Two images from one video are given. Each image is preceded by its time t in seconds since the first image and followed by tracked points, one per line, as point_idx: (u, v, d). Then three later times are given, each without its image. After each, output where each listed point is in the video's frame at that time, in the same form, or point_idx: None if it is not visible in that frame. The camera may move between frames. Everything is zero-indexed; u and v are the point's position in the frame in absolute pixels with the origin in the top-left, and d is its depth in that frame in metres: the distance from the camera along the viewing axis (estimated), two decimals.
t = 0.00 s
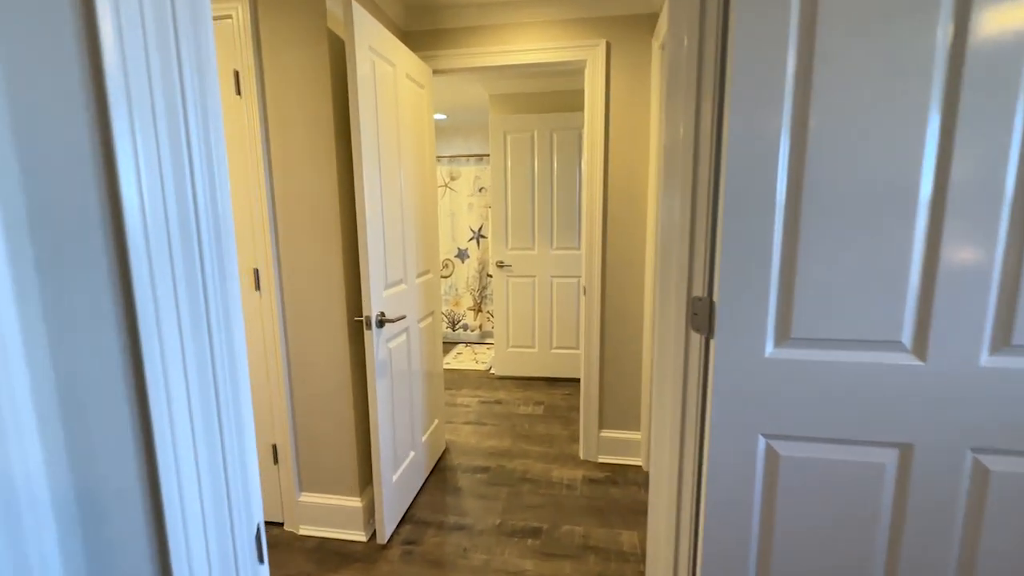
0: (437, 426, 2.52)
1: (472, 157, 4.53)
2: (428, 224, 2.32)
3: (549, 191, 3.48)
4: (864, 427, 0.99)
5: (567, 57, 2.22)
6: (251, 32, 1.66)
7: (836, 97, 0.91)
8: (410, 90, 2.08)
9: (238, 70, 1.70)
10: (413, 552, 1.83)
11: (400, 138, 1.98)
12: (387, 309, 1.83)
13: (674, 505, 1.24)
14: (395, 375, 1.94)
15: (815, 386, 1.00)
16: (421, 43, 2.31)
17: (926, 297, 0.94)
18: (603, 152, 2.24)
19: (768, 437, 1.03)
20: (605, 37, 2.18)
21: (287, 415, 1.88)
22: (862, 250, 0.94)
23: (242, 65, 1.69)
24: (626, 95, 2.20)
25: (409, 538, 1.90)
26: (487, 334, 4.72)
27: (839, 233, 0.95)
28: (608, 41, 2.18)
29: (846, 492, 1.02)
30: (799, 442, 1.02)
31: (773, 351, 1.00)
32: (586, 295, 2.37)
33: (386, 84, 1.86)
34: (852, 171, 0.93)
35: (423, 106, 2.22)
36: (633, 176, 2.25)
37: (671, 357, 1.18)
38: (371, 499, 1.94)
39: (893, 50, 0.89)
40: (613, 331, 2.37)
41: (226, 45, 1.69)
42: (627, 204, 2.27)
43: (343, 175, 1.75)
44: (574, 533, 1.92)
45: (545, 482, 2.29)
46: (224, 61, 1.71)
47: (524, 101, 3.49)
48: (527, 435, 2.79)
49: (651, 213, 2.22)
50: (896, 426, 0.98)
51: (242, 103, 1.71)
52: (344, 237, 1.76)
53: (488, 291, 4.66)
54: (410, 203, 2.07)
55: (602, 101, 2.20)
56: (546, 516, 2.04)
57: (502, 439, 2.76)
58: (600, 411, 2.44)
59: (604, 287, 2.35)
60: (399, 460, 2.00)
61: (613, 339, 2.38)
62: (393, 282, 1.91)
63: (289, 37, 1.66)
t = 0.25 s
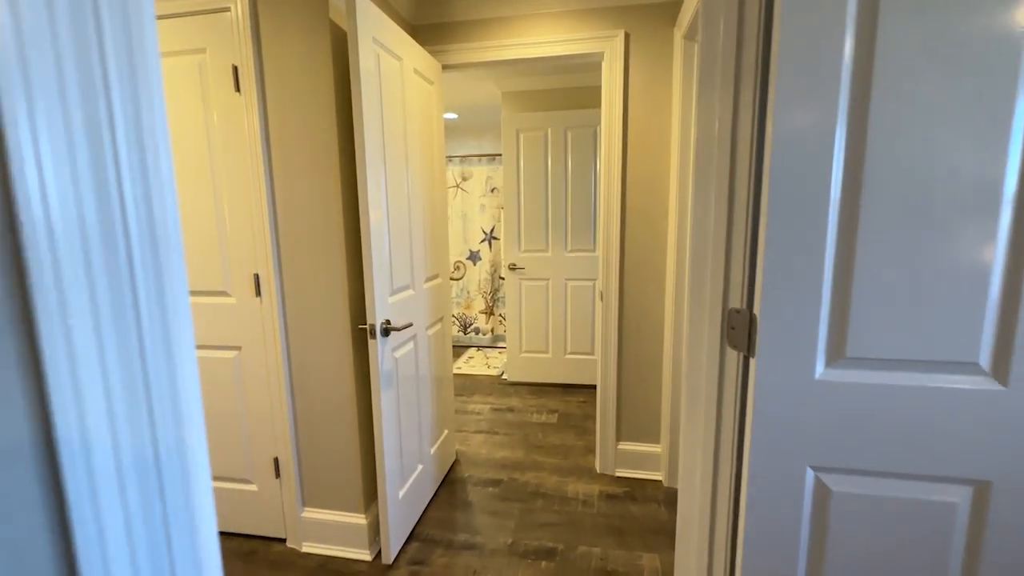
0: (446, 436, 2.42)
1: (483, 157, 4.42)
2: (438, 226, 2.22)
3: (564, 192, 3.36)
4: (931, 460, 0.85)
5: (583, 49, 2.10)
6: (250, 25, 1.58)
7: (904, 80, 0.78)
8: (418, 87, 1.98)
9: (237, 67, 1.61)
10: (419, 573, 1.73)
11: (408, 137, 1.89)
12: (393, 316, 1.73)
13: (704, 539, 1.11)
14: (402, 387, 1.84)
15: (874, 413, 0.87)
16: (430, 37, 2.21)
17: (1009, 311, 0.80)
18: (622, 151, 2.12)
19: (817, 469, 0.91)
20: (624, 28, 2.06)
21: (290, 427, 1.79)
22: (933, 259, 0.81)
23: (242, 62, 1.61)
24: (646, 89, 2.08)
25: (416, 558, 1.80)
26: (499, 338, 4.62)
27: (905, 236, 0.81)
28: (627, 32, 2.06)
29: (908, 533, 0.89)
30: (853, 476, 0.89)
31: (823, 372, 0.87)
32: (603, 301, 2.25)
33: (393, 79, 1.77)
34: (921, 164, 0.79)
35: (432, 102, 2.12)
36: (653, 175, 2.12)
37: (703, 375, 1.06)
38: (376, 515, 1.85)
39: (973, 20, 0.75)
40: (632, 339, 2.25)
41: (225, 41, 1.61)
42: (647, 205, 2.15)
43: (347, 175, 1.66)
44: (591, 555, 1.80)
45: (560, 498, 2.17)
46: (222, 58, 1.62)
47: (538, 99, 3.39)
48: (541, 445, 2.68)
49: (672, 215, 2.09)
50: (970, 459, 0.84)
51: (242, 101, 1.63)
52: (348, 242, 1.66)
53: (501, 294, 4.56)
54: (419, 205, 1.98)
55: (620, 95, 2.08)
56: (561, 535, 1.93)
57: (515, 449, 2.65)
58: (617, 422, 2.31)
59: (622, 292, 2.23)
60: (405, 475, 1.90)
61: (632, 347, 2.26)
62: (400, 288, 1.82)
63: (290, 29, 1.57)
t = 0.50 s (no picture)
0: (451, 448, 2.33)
1: (491, 158, 4.32)
2: (442, 229, 2.13)
3: (573, 194, 3.26)
4: (1001, 500, 0.74)
5: (593, 43, 2.01)
6: (242, 18, 1.50)
7: (975, 57, 0.66)
8: (420, 84, 1.89)
9: (230, 63, 1.54)
10: None
11: (410, 136, 1.80)
12: (392, 324, 1.64)
13: None
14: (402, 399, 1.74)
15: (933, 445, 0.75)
16: (434, 32, 2.13)
17: None
18: (634, 151, 2.02)
19: (865, 508, 0.79)
20: (636, 20, 1.96)
21: (285, 441, 1.70)
22: (1014, 266, 0.68)
23: (234, 58, 1.53)
24: (660, 84, 1.98)
25: None
26: (507, 343, 4.52)
27: (974, 242, 0.69)
28: (639, 24, 1.96)
29: None
30: (909, 517, 0.77)
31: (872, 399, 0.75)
32: (614, 307, 2.15)
33: (394, 76, 1.69)
34: (994, 156, 0.67)
35: (435, 101, 2.04)
36: (667, 175, 2.02)
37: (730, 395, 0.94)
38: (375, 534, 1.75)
39: None
40: (645, 348, 2.15)
41: (216, 36, 1.53)
42: (662, 207, 2.04)
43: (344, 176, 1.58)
44: None
45: (569, 515, 2.06)
46: (214, 54, 1.55)
47: (546, 99, 3.29)
48: (549, 457, 2.57)
49: (688, 217, 1.98)
50: None
51: (234, 99, 1.55)
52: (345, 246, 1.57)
53: (508, 299, 4.47)
54: (421, 207, 1.89)
55: (632, 91, 1.98)
56: (570, 556, 1.82)
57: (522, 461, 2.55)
58: (630, 435, 2.20)
59: (634, 298, 2.12)
60: (406, 491, 1.80)
61: (645, 356, 2.15)
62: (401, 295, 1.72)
63: (283, 22, 1.49)
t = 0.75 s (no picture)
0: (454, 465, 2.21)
1: (498, 161, 4.21)
2: (444, 235, 2.02)
3: (583, 198, 3.14)
4: None
5: (605, 38, 1.90)
6: (231, 12, 1.41)
7: None
8: (421, 82, 1.79)
9: (217, 59, 1.44)
10: None
11: (409, 136, 1.70)
12: (389, 337, 1.53)
13: None
14: (400, 417, 1.63)
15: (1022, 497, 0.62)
16: (436, 29, 2.03)
17: None
18: (648, 151, 1.90)
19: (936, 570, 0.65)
20: (651, 12, 1.85)
21: (275, 461, 1.60)
22: None
23: (221, 53, 1.44)
24: (676, 81, 1.86)
25: None
26: (514, 351, 4.41)
27: None
28: (654, 17, 1.85)
29: None
30: None
31: (948, 442, 0.62)
32: (627, 317, 2.02)
33: (392, 72, 1.59)
34: None
35: (437, 100, 1.94)
36: (684, 176, 1.90)
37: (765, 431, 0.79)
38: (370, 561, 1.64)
39: None
40: (660, 360, 2.02)
41: (203, 31, 1.45)
42: (678, 211, 1.92)
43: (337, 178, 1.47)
44: None
45: (579, 539, 1.93)
46: (201, 50, 1.46)
47: (555, 100, 3.19)
48: (558, 474, 2.44)
49: (707, 222, 1.85)
50: None
51: (222, 97, 1.46)
52: (339, 253, 1.47)
53: (516, 305, 4.35)
54: (421, 212, 1.79)
55: (646, 88, 1.86)
56: None
57: (529, 478, 2.42)
58: (643, 453, 2.07)
59: (648, 307, 1.99)
60: (404, 515, 1.69)
61: (660, 370, 2.02)
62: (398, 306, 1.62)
63: (273, 16, 1.40)
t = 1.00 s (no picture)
0: (455, 480, 2.11)
1: (503, 163, 4.11)
2: (444, 240, 1.93)
3: (590, 201, 3.04)
4: None
5: (613, 32, 1.80)
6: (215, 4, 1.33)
7: None
8: (418, 79, 1.70)
9: (201, 54, 1.36)
10: None
11: (406, 136, 1.61)
12: (383, 349, 1.44)
13: None
14: (394, 434, 1.53)
15: None
16: (436, 25, 1.95)
17: None
18: (659, 151, 1.80)
19: None
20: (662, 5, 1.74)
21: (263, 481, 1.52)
22: None
23: (205, 48, 1.36)
24: (689, 77, 1.76)
25: None
26: (520, 357, 4.30)
27: None
28: (665, 10, 1.75)
29: None
30: None
31: None
32: (637, 327, 1.92)
33: (387, 69, 1.50)
34: None
35: (436, 98, 1.85)
36: (697, 178, 1.79)
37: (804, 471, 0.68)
38: None
39: None
40: (671, 372, 1.90)
41: (186, 25, 1.37)
42: (691, 215, 1.81)
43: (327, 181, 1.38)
44: None
45: (585, 562, 1.82)
46: (184, 45, 1.38)
47: (561, 100, 3.09)
48: (563, 490, 2.33)
49: (722, 226, 1.74)
50: None
51: (205, 96, 1.38)
52: (329, 260, 1.38)
53: (521, 311, 4.25)
54: (419, 216, 1.69)
55: (657, 84, 1.76)
56: None
57: (533, 494, 2.32)
58: (654, 470, 1.96)
59: (659, 316, 1.88)
60: (400, 538, 1.59)
61: (671, 383, 1.91)
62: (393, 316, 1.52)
63: (260, 9, 1.32)
